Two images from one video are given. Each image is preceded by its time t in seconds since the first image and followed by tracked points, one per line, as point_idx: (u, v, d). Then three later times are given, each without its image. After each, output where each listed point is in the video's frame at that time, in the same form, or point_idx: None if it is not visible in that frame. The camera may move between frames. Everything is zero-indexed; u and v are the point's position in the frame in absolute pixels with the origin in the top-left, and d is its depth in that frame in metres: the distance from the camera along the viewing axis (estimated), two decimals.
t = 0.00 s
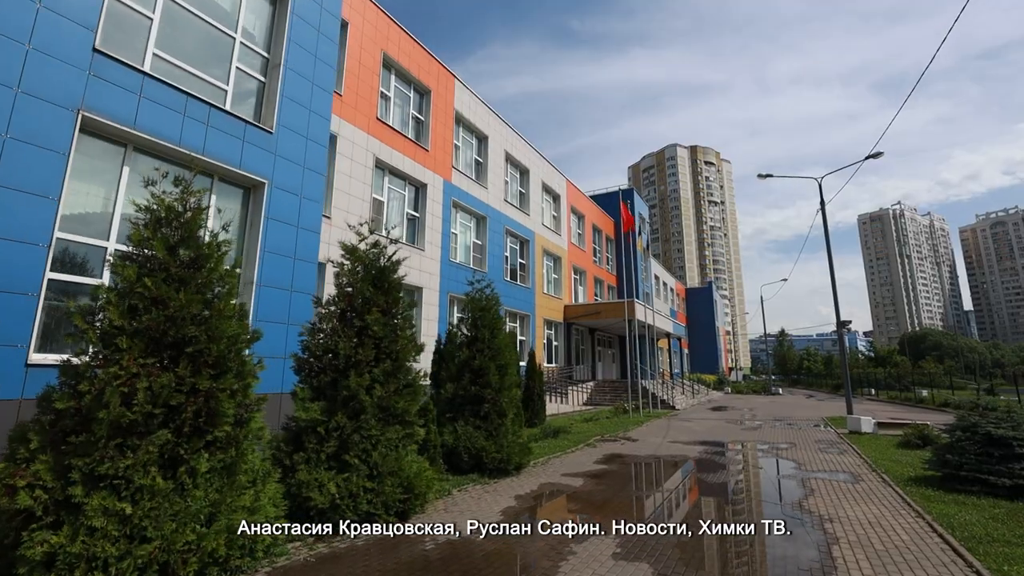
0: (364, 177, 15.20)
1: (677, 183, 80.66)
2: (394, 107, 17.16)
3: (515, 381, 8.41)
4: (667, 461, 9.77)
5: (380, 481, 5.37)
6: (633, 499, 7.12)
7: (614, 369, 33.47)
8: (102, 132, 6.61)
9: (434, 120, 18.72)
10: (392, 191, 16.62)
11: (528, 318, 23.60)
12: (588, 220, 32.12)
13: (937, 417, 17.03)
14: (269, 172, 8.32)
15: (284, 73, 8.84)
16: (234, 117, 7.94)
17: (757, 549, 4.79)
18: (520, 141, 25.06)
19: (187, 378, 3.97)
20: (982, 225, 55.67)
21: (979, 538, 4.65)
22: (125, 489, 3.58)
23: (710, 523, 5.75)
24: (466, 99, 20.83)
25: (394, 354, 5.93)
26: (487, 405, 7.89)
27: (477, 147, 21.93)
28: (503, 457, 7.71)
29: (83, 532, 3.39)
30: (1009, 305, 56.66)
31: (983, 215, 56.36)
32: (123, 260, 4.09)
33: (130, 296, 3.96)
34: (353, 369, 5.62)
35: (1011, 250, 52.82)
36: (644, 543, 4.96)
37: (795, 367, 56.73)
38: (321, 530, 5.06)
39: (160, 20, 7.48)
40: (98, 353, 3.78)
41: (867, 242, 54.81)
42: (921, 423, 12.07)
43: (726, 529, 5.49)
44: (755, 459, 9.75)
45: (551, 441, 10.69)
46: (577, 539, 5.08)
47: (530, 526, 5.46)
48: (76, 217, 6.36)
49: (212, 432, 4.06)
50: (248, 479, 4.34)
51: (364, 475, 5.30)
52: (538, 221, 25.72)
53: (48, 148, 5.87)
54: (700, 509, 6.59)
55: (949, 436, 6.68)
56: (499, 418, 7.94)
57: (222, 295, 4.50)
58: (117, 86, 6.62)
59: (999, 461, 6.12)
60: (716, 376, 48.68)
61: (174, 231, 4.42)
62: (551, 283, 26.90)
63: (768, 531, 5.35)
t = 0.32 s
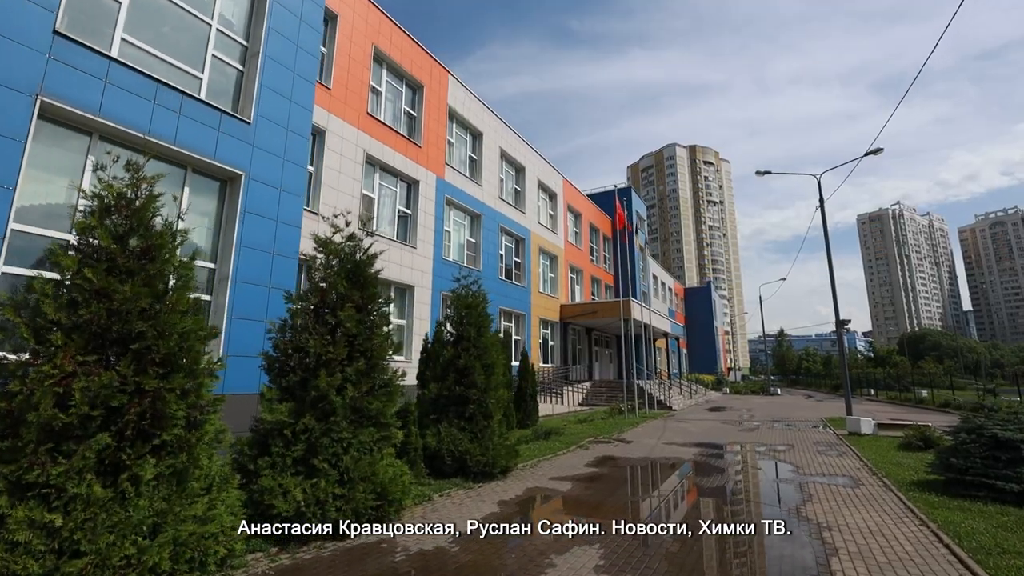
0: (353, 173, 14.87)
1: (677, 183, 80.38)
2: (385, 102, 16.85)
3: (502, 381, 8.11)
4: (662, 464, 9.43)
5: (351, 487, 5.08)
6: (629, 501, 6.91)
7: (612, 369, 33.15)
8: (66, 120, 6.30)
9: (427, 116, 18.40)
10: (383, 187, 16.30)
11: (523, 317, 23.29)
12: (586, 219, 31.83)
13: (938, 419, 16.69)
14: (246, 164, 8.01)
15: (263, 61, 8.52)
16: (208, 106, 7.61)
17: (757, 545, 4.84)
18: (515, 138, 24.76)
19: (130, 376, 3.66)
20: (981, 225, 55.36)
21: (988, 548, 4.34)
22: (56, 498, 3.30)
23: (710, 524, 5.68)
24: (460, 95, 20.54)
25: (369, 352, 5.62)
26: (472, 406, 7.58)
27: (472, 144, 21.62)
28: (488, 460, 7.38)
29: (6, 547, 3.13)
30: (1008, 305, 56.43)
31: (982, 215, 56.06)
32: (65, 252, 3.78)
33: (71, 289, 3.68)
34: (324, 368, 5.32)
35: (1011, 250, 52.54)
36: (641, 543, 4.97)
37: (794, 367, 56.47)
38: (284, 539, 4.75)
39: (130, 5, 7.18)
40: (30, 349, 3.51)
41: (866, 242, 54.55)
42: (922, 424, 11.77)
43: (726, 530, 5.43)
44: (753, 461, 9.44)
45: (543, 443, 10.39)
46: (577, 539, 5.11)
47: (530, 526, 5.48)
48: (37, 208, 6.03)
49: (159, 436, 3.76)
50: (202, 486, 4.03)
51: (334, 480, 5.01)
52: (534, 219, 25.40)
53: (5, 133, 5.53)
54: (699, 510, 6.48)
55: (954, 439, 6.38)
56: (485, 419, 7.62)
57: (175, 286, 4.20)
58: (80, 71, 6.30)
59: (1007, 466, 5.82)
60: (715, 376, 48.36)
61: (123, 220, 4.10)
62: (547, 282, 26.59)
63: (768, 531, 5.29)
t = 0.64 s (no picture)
0: (343, 169, 14.56)
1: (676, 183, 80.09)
2: (377, 97, 16.53)
3: (488, 381, 7.80)
4: (660, 467, 9.07)
5: (319, 494, 4.78)
6: (625, 504, 6.68)
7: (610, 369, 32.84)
8: (26, 107, 6.00)
9: (419, 111, 18.07)
10: (374, 183, 15.98)
11: (519, 316, 22.97)
12: (583, 218, 31.53)
13: (941, 419, 16.34)
14: (222, 155, 7.69)
15: (241, 49, 8.20)
16: (181, 95, 7.30)
17: (755, 544, 4.87)
18: (511, 135, 24.42)
19: (64, 377, 3.36)
20: (981, 225, 55.11)
21: (1001, 562, 4.03)
22: None
23: (710, 523, 5.69)
24: (454, 91, 20.21)
25: (341, 351, 5.30)
26: (457, 407, 7.26)
27: (466, 141, 21.29)
28: (472, 464, 7.06)
29: None
30: (1008, 305, 56.17)
31: (983, 214, 55.83)
32: None
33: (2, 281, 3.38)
34: (291, 368, 5.00)
35: (1012, 250, 52.25)
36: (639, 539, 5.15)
37: (794, 367, 56.15)
38: (245, 551, 4.44)
39: None
40: None
41: (866, 242, 54.30)
42: (925, 426, 11.47)
43: (726, 529, 5.44)
44: (752, 464, 9.11)
45: (534, 445, 10.10)
46: (578, 539, 5.16)
47: (529, 526, 5.50)
48: None
49: (98, 441, 3.47)
50: (149, 495, 3.73)
51: (300, 487, 4.70)
52: (530, 218, 25.11)
53: None
54: (699, 509, 6.45)
55: (960, 442, 6.08)
56: (470, 420, 7.31)
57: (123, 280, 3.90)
58: (41, 56, 6.01)
59: (1016, 470, 5.54)
60: (714, 376, 48.05)
61: (64, 207, 3.78)
62: (544, 281, 26.30)
63: (767, 531, 5.28)
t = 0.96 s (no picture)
0: (334, 164, 14.26)
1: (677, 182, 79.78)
2: (369, 92, 16.23)
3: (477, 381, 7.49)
4: (657, 470, 8.76)
5: (286, 502, 4.50)
6: (622, 509, 6.43)
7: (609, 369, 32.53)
8: None
9: (413, 107, 17.77)
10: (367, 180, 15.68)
11: (516, 315, 22.67)
12: (582, 216, 31.20)
13: (947, 421, 16.01)
14: (199, 147, 7.37)
15: (219, 37, 7.88)
16: (155, 84, 6.98)
17: (757, 544, 4.88)
18: (508, 132, 24.12)
19: None
20: (985, 224, 54.70)
21: None
22: None
23: (710, 523, 5.66)
24: (449, 87, 19.90)
25: (312, 350, 5.01)
26: (443, 409, 6.95)
27: (462, 138, 20.99)
28: (458, 469, 6.74)
29: None
30: (1013, 305, 55.74)
31: (987, 213, 55.40)
32: None
33: None
34: (258, 367, 4.69)
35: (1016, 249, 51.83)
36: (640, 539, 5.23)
37: (796, 367, 55.73)
38: (203, 565, 4.14)
39: None
40: None
41: (869, 242, 53.95)
42: (931, 427, 11.14)
43: (726, 530, 5.41)
44: (753, 467, 8.80)
45: (526, 448, 9.83)
46: (576, 539, 5.24)
47: (530, 526, 5.59)
48: None
49: (31, 447, 3.18)
50: (90, 505, 3.42)
51: (266, 494, 4.41)
52: (527, 216, 24.82)
53: None
54: (699, 510, 6.38)
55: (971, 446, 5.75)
56: (456, 422, 6.99)
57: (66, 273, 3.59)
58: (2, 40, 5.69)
59: None
60: (716, 376, 47.68)
61: None
62: (542, 280, 26.00)
63: (768, 531, 5.29)
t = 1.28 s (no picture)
0: (328, 161, 14.00)
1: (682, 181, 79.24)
2: (365, 88, 15.97)
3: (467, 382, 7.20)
4: (657, 475, 8.38)
5: (253, 510, 4.18)
6: (625, 510, 6.37)
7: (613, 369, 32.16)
8: None
9: (411, 104, 17.51)
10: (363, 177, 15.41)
11: (517, 315, 22.38)
12: (584, 214, 30.85)
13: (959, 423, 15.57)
14: (178, 139, 7.09)
15: (201, 27, 7.60)
16: (131, 73, 6.70)
17: (763, 547, 4.80)
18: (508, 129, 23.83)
19: None
20: (996, 221, 53.91)
21: None
22: None
23: (711, 524, 5.64)
24: (448, 83, 19.63)
25: (285, 348, 4.72)
26: (431, 411, 6.63)
27: (461, 135, 20.71)
28: (446, 473, 6.42)
29: None
30: None
31: (998, 211, 54.57)
32: None
33: None
34: (225, 367, 4.40)
35: None
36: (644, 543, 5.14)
37: (802, 366, 55.10)
38: None
39: None
40: None
41: (877, 240, 53.29)
42: (943, 429, 10.74)
43: (727, 530, 5.39)
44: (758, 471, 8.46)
45: (522, 450, 9.54)
46: (577, 539, 5.22)
47: (529, 526, 5.57)
48: None
49: None
50: (26, 517, 3.12)
51: (232, 502, 4.11)
52: (528, 214, 24.52)
53: None
54: (706, 510, 6.34)
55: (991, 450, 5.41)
56: (444, 425, 6.67)
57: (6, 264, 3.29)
58: None
59: None
60: (721, 376, 47.15)
61: None
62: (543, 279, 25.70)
63: (768, 532, 5.23)
